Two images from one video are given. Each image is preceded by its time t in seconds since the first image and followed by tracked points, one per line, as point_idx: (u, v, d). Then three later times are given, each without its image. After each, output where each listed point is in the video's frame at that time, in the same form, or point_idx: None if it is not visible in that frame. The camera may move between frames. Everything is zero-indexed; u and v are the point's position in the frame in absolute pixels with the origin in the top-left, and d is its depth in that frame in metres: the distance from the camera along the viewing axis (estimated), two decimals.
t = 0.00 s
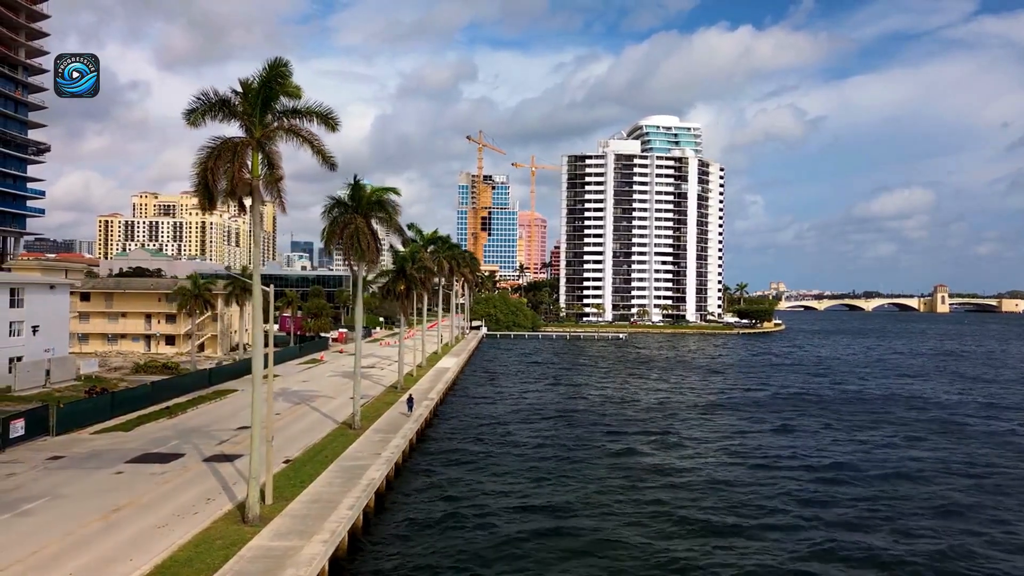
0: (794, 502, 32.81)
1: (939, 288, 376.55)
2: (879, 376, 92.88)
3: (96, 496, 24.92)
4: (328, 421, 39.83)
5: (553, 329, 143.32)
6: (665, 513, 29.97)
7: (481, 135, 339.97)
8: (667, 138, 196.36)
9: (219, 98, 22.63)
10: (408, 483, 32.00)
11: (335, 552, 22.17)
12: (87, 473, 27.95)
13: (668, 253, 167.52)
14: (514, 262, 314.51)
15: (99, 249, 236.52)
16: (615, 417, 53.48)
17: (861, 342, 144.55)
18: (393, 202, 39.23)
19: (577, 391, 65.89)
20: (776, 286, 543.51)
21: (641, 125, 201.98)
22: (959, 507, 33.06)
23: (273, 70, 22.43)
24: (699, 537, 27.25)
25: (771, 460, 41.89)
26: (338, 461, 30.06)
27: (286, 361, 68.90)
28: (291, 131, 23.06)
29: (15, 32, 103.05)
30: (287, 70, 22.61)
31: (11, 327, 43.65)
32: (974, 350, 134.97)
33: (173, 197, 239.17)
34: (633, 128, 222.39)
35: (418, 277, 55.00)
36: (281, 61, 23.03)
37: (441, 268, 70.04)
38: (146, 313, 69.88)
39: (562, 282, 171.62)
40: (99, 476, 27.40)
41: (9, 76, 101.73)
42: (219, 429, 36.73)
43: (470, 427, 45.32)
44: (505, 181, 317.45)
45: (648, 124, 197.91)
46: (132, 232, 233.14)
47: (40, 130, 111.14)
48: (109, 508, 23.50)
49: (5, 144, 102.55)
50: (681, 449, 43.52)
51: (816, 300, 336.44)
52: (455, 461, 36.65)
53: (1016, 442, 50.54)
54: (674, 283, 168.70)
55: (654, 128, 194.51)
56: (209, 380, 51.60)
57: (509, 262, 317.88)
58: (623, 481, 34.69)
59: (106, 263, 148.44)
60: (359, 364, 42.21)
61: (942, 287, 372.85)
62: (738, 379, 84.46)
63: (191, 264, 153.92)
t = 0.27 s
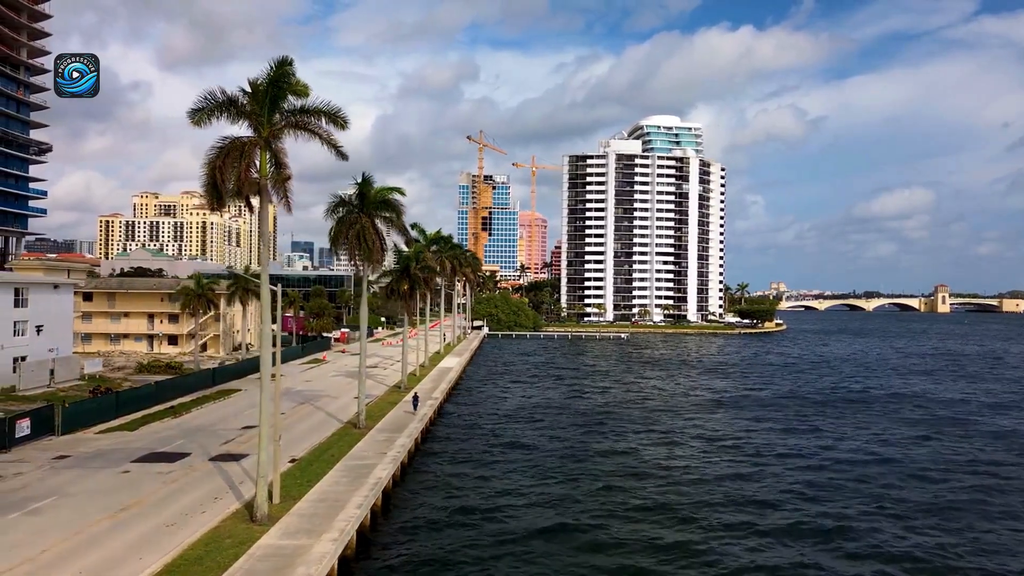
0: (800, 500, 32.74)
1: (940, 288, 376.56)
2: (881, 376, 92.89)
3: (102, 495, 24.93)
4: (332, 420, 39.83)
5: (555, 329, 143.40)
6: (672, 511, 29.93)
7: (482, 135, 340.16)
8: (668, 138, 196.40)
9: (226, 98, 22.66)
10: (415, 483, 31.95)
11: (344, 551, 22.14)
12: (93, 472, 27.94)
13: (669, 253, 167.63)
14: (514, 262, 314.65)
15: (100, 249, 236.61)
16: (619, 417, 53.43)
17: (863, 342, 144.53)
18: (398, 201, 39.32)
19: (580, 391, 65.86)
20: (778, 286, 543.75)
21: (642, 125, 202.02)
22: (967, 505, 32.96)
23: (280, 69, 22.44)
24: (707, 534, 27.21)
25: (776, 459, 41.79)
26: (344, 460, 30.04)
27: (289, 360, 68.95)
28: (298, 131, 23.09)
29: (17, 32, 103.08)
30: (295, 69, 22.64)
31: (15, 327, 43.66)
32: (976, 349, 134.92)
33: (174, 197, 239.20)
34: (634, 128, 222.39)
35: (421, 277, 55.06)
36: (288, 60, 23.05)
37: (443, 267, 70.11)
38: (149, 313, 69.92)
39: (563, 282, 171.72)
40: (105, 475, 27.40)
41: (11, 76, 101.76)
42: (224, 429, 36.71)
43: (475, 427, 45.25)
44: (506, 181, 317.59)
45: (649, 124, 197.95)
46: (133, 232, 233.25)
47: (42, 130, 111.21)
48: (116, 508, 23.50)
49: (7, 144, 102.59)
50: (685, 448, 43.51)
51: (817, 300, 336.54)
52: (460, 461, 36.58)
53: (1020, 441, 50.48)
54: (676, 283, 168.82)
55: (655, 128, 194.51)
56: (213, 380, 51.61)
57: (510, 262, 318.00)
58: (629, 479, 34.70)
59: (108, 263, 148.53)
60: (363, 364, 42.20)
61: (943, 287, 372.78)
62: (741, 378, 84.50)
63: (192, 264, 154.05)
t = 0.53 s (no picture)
0: (808, 499, 32.58)
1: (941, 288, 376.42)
2: (883, 375, 92.84)
3: (109, 494, 24.88)
4: (337, 419, 39.76)
5: (556, 329, 143.39)
6: (679, 509, 29.86)
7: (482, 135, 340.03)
8: (669, 138, 196.44)
9: (234, 96, 22.61)
10: (422, 482, 31.83)
11: (352, 550, 22.12)
12: (99, 471, 27.84)
13: (670, 253, 167.72)
14: (515, 263, 314.77)
15: (101, 250, 236.73)
16: (623, 416, 53.35)
17: (864, 341, 144.45)
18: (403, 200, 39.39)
19: (583, 390, 65.76)
20: (778, 286, 542.67)
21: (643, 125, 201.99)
22: (976, 504, 32.79)
23: (287, 68, 22.37)
24: (714, 532, 27.12)
25: (782, 458, 41.65)
26: (350, 459, 29.98)
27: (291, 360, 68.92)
28: (306, 129, 23.10)
29: (19, 33, 103.15)
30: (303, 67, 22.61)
31: (19, 326, 43.64)
32: (977, 349, 134.85)
33: (174, 197, 239.31)
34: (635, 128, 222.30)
35: (425, 276, 55.06)
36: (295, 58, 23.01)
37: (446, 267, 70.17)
38: (151, 312, 69.92)
39: (564, 282, 171.85)
40: (112, 474, 27.32)
41: (13, 76, 101.83)
42: (228, 428, 36.63)
43: (479, 426, 45.07)
44: (506, 181, 317.71)
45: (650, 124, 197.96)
46: (134, 232, 233.06)
47: (44, 130, 111.31)
48: (123, 506, 23.44)
49: (9, 144, 102.65)
50: (690, 447, 43.42)
51: (817, 300, 336.55)
52: (465, 460, 36.45)
53: None
54: (677, 283, 168.84)
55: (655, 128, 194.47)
56: (216, 380, 51.56)
57: (511, 262, 318.02)
58: (635, 478, 34.62)
59: (109, 263, 148.63)
60: (368, 363, 42.14)
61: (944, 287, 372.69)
62: (743, 378, 84.50)
63: (193, 264, 154.10)
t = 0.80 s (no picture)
0: (815, 499, 32.51)
1: (941, 288, 376.27)
2: (885, 375, 92.81)
3: (116, 494, 24.85)
4: (341, 419, 39.75)
5: (558, 329, 143.35)
6: (686, 508, 29.82)
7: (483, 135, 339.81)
8: (670, 138, 196.42)
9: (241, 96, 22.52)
10: (429, 482, 31.77)
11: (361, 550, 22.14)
12: (105, 471, 27.78)
13: (671, 253, 167.75)
14: (516, 263, 314.78)
15: (101, 250, 236.69)
16: (626, 415, 53.37)
17: (866, 341, 144.43)
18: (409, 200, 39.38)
19: (586, 390, 65.73)
20: (778, 286, 542.45)
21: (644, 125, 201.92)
22: (980, 503, 32.84)
23: (295, 67, 22.28)
24: (722, 532, 27.10)
25: (787, 457, 41.60)
26: (356, 459, 29.97)
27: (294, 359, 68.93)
28: (314, 129, 23.06)
29: (21, 33, 103.09)
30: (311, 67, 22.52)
31: (24, 326, 43.60)
32: (978, 349, 134.82)
33: (175, 197, 239.18)
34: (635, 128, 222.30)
35: (429, 276, 55.13)
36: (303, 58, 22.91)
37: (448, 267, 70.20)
38: (154, 312, 69.96)
39: (566, 282, 171.92)
40: (118, 474, 27.27)
41: (15, 76, 101.83)
42: (233, 428, 36.61)
43: (484, 426, 45.02)
44: (507, 181, 317.63)
45: (651, 124, 197.93)
46: (134, 232, 232.77)
47: (45, 130, 111.34)
48: (131, 506, 23.43)
49: (11, 144, 102.64)
50: (694, 446, 43.42)
51: (818, 300, 336.56)
52: (470, 460, 36.40)
53: None
54: (678, 283, 168.85)
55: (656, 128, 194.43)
56: (220, 380, 51.55)
57: (511, 262, 317.93)
58: (641, 477, 34.62)
59: (110, 263, 148.56)
60: (372, 363, 42.16)
61: (944, 287, 372.59)
62: (745, 377, 84.49)
63: (194, 264, 154.02)
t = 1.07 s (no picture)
0: (823, 498, 32.51)
1: (942, 288, 376.00)
2: (887, 374, 92.73)
3: (125, 494, 24.86)
4: (347, 419, 39.81)
5: (559, 329, 143.34)
6: (694, 508, 29.92)
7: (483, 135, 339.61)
8: (671, 138, 196.40)
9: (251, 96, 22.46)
10: (439, 482, 31.83)
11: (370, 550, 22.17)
12: (113, 471, 27.84)
13: (673, 253, 167.69)
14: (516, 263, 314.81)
15: (102, 250, 236.73)
16: (631, 414, 53.46)
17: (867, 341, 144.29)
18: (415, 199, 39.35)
19: (590, 390, 65.70)
20: (779, 286, 542.51)
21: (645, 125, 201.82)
22: (986, 502, 32.87)
23: (303, 67, 22.18)
24: (730, 532, 27.16)
25: (793, 457, 41.61)
26: (364, 459, 29.98)
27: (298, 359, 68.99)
28: (323, 130, 22.90)
29: (23, 33, 103.02)
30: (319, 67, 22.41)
31: (29, 326, 43.64)
32: (979, 348, 134.75)
33: (175, 197, 239.09)
34: (636, 128, 222.23)
35: (433, 276, 55.22)
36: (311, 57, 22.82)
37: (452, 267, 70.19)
38: (157, 312, 69.97)
39: (567, 282, 171.98)
40: (127, 474, 27.35)
41: (17, 77, 101.76)
42: (239, 429, 36.62)
43: (489, 426, 44.99)
44: (507, 181, 317.46)
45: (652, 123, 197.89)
46: (135, 232, 232.54)
47: (48, 130, 111.30)
48: (141, 507, 23.45)
49: (14, 144, 102.60)
50: (700, 445, 43.45)
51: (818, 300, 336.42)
52: (476, 460, 36.40)
53: None
54: (679, 283, 168.76)
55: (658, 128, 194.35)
56: (224, 380, 51.56)
57: (512, 262, 317.77)
58: (648, 477, 34.66)
59: (111, 263, 148.45)
60: (378, 362, 42.15)
61: (944, 287, 372.45)
62: (748, 377, 84.46)
63: (195, 265, 153.91)
